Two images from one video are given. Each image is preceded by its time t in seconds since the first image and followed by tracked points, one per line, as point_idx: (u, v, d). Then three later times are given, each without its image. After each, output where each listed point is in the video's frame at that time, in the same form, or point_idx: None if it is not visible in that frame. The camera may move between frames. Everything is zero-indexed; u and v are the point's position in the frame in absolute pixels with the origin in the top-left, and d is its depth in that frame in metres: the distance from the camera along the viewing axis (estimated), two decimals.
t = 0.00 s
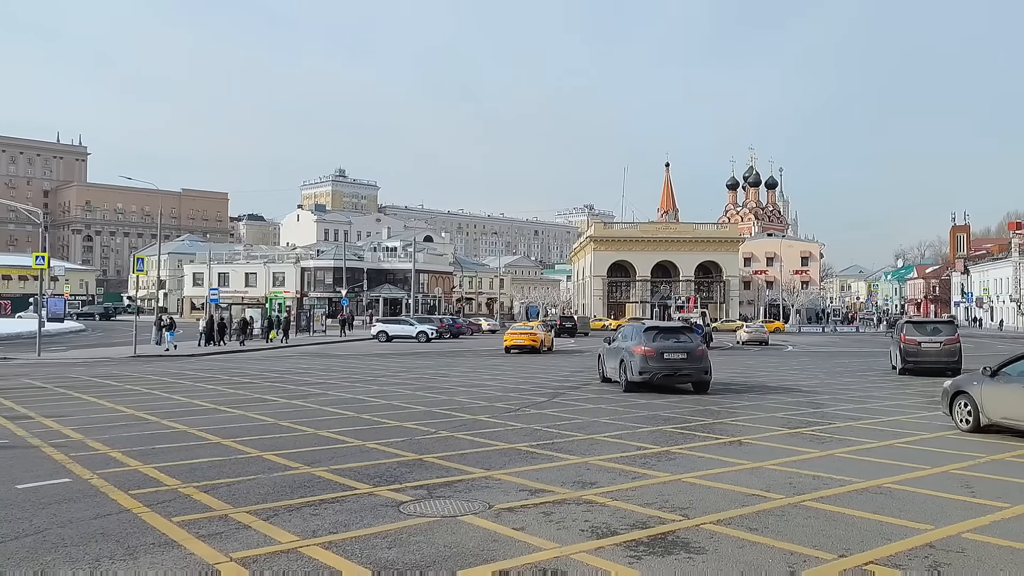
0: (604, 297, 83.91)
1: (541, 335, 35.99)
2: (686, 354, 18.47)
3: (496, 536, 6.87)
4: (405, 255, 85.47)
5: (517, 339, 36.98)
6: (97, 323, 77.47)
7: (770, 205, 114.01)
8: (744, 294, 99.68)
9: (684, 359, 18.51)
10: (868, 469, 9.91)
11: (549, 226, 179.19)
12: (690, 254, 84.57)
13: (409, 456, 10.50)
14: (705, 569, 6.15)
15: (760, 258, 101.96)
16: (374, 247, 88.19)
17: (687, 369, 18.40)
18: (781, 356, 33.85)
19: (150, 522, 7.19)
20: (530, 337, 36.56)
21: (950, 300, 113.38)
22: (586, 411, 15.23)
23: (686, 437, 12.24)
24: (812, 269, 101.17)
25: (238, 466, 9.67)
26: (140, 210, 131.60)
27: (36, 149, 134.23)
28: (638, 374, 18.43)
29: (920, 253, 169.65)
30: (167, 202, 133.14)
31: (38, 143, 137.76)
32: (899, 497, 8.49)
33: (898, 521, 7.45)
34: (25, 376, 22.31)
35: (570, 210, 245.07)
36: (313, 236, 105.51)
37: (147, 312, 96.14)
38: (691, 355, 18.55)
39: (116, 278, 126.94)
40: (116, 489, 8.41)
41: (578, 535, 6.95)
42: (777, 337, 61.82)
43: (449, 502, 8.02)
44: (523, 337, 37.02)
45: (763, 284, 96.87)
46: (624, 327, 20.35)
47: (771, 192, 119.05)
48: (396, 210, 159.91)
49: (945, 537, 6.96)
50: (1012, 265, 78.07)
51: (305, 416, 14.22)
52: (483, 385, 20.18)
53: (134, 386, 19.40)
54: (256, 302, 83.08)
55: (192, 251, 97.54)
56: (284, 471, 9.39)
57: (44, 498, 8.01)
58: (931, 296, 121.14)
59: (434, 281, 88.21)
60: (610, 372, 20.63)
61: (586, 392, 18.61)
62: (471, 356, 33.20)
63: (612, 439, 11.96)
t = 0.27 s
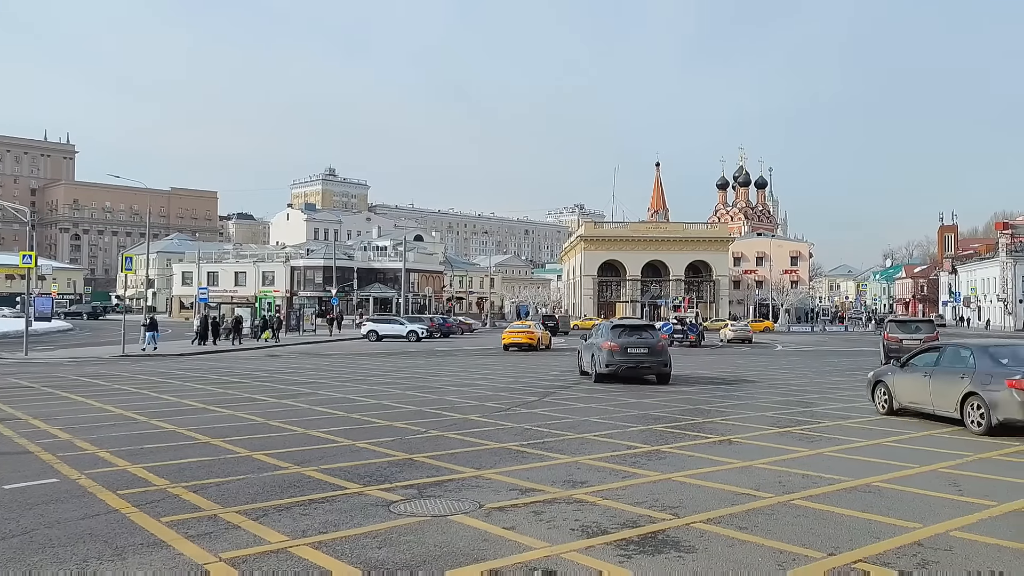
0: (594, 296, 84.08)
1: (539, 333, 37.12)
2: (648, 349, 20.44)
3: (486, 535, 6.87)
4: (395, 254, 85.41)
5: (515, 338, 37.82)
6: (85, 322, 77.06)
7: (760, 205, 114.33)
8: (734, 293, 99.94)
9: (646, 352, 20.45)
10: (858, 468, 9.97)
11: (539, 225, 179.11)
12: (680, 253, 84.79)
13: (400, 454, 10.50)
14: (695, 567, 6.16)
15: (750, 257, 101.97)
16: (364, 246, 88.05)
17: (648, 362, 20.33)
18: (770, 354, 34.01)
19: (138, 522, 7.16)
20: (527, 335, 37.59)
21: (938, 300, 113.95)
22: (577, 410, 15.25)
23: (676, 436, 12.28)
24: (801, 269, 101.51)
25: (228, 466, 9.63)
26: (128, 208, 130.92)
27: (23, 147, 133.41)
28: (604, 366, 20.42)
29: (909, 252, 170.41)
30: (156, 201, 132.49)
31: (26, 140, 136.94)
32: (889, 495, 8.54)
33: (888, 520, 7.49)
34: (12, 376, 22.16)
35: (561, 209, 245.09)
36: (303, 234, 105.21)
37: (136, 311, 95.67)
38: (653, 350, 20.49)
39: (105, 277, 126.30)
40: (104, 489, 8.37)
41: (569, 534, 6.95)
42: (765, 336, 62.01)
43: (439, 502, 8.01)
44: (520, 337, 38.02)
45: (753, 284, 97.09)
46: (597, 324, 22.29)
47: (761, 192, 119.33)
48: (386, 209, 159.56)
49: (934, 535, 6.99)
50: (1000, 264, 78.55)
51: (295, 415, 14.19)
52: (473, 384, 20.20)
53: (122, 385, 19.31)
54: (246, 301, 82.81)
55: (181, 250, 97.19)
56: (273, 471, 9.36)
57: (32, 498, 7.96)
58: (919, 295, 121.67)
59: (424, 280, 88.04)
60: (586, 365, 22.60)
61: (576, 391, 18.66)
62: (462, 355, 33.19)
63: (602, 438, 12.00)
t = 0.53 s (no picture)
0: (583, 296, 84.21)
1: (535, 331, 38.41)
2: (618, 345, 22.25)
3: (476, 535, 6.86)
4: (385, 254, 85.33)
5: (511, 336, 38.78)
6: (71, 321, 76.57)
7: (749, 204, 114.65)
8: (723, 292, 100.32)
9: (617, 348, 22.27)
10: (845, 465, 10.04)
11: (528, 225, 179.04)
12: (669, 253, 85.01)
13: (389, 454, 10.49)
14: (683, 566, 6.17)
15: (739, 257, 102.60)
16: (353, 245, 87.95)
17: (618, 357, 22.15)
18: (758, 353, 34.16)
19: (125, 523, 7.13)
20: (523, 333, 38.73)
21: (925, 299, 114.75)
22: (567, 409, 15.28)
23: (665, 435, 12.31)
24: (789, 268, 101.80)
25: (216, 466, 9.59)
26: (115, 207, 130.09)
27: (10, 145, 132.47)
28: (578, 361, 22.28)
29: (896, 252, 171.34)
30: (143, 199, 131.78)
31: (12, 138, 135.98)
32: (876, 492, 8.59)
33: (875, 518, 7.53)
34: None
35: (550, 208, 245.06)
36: (292, 233, 104.81)
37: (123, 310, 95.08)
38: (623, 345, 22.30)
39: (91, 275, 125.60)
40: (91, 489, 8.33)
41: (558, 533, 6.96)
42: (754, 334, 62.19)
43: (429, 501, 8.00)
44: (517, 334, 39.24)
45: (742, 283, 97.45)
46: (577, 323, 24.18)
47: (749, 192, 119.64)
48: (375, 208, 159.12)
49: (921, 533, 7.03)
50: (986, 263, 79.02)
51: (283, 415, 14.14)
52: (462, 383, 20.18)
53: (109, 385, 19.17)
54: (234, 301, 82.49)
55: (169, 248, 96.65)
56: (262, 471, 9.33)
57: (18, 499, 7.91)
58: (906, 294, 122.45)
59: (414, 279, 87.90)
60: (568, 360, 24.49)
61: (566, 390, 18.70)
62: (450, 354, 33.15)
63: (592, 437, 12.02)
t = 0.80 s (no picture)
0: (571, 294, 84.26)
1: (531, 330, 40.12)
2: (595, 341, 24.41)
3: (464, 534, 6.86)
4: (373, 252, 85.15)
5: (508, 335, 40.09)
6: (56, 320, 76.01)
7: (736, 203, 115.03)
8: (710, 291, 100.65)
9: (593, 344, 24.38)
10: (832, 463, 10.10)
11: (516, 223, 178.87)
12: (657, 251, 85.17)
13: (377, 454, 10.46)
14: (672, 563, 6.18)
15: (726, 255, 103.04)
16: (341, 244, 87.76)
17: (594, 352, 24.24)
18: (745, 352, 34.35)
19: (111, 523, 7.09)
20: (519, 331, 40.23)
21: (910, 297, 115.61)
22: (555, 407, 15.30)
23: (653, 433, 12.35)
24: (777, 267, 102.08)
25: (203, 465, 9.54)
26: (101, 205, 129.10)
27: None
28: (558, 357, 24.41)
29: (882, 251, 172.38)
30: (129, 198, 130.83)
31: None
32: (862, 489, 8.64)
33: (862, 515, 7.57)
34: None
35: (538, 207, 245.13)
36: (280, 232, 104.33)
37: (108, 309, 94.41)
38: (599, 341, 24.41)
39: (76, 274, 124.74)
40: (76, 490, 8.27)
41: (547, 531, 6.97)
42: (741, 333, 62.45)
43: (418, 500, 7.99)
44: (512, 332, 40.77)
45: (729, 282, 97.79)
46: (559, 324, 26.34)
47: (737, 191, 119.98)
48: (362, 206, 158.61)
49: (909, 530, 7.07)
50: (971, 262, 79.57)
51: (271, 414, 14.08)
52: (451, 382, 20.18)
53: (94, 384, 19.03)
54: (221, 300, 82.09)
55: (154, 247, 95.99)
56: (250, 470, 9.29)
57: (2, 500, 7.84)
58: (891, 293, 123.31)
59: (402, 278, 87.73)
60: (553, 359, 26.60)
61: (555, 388, 18.72)
62: (439, 353, 33.09)
63: (580, 435, 12.04)
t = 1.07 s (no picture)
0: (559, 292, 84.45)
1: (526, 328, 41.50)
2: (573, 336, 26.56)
3: (453, 532, 6.83)
4: (360, 251, 84.95)
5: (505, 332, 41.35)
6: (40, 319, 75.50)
7: (723, 201, 115.42)
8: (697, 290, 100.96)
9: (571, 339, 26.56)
10: (819, 460, 10.14)
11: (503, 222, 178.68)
12: (645, 250, 85.36)
13: (365, 452, 10.43)
14: (659, 561, 6.19)
15: (714, 254, 103.67)
16: (328, 242, 87.60)
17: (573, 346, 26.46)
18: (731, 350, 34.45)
19: (95, 524, 7.02)
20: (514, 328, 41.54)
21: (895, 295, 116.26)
22: (542, 405, 15.30)
23: (641, 431, 12.36)
24: (764, 265, 102.42)
25: (189, 465, 9.49)
26: (85, 203, 128.22)
27: None
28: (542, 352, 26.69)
29: (867, 250, 173.49)
30: (114, 196, 129.98)
31: None
32: (847, 487, 8.68)
33: (848, 511, 7.61)
34: None
35: (525, 206, 245.25)
36: (266, 230, 104.00)
37: (93, 308, 93.86)
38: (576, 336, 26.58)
39: (60, 273, 123.90)
40: (60, 490, 8.20)
41: (535, 529, 6.97)
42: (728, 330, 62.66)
43: (405, 499, 7.97)
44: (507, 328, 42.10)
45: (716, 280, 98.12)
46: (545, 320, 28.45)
47: (723, 189, 120.39)
48: (349, 205, 158.14)
49: (893, 527, 7.11)
50: (954, 260, 80.16)
51: (258, 413, 14.01)
52: (439, 380, 20.18)
53: (79, 384, 18.85)
54: (207, 299, 81.75)
55: (140, 245, 95.45)
56: (236, 470, 9.24)
57: None
58: (877, 291, 124.06)
59: (390, 277, 87.66)
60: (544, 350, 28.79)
61: (542, 386, 18.74)
62: (426, 351, 33.03)
63: (569, 434, 12.04)
